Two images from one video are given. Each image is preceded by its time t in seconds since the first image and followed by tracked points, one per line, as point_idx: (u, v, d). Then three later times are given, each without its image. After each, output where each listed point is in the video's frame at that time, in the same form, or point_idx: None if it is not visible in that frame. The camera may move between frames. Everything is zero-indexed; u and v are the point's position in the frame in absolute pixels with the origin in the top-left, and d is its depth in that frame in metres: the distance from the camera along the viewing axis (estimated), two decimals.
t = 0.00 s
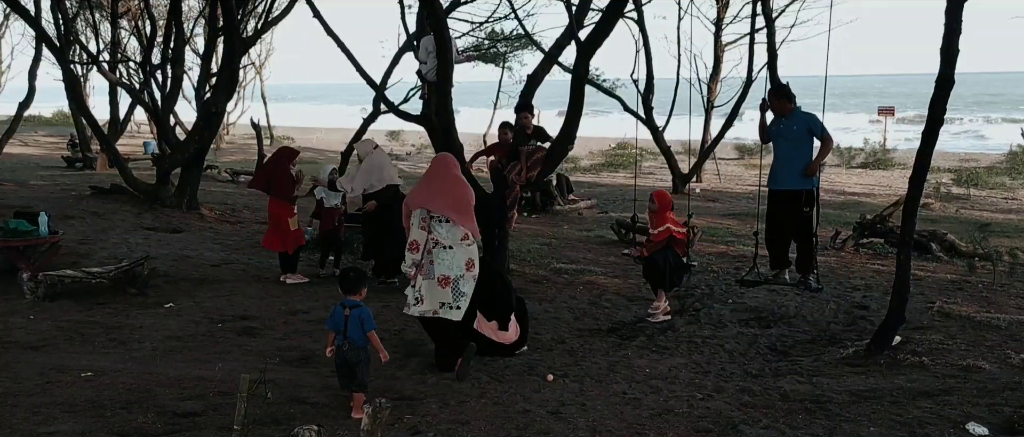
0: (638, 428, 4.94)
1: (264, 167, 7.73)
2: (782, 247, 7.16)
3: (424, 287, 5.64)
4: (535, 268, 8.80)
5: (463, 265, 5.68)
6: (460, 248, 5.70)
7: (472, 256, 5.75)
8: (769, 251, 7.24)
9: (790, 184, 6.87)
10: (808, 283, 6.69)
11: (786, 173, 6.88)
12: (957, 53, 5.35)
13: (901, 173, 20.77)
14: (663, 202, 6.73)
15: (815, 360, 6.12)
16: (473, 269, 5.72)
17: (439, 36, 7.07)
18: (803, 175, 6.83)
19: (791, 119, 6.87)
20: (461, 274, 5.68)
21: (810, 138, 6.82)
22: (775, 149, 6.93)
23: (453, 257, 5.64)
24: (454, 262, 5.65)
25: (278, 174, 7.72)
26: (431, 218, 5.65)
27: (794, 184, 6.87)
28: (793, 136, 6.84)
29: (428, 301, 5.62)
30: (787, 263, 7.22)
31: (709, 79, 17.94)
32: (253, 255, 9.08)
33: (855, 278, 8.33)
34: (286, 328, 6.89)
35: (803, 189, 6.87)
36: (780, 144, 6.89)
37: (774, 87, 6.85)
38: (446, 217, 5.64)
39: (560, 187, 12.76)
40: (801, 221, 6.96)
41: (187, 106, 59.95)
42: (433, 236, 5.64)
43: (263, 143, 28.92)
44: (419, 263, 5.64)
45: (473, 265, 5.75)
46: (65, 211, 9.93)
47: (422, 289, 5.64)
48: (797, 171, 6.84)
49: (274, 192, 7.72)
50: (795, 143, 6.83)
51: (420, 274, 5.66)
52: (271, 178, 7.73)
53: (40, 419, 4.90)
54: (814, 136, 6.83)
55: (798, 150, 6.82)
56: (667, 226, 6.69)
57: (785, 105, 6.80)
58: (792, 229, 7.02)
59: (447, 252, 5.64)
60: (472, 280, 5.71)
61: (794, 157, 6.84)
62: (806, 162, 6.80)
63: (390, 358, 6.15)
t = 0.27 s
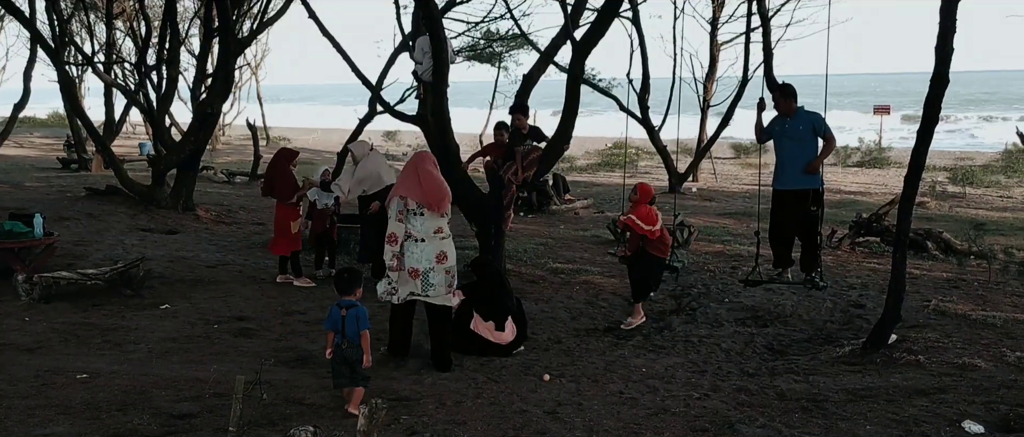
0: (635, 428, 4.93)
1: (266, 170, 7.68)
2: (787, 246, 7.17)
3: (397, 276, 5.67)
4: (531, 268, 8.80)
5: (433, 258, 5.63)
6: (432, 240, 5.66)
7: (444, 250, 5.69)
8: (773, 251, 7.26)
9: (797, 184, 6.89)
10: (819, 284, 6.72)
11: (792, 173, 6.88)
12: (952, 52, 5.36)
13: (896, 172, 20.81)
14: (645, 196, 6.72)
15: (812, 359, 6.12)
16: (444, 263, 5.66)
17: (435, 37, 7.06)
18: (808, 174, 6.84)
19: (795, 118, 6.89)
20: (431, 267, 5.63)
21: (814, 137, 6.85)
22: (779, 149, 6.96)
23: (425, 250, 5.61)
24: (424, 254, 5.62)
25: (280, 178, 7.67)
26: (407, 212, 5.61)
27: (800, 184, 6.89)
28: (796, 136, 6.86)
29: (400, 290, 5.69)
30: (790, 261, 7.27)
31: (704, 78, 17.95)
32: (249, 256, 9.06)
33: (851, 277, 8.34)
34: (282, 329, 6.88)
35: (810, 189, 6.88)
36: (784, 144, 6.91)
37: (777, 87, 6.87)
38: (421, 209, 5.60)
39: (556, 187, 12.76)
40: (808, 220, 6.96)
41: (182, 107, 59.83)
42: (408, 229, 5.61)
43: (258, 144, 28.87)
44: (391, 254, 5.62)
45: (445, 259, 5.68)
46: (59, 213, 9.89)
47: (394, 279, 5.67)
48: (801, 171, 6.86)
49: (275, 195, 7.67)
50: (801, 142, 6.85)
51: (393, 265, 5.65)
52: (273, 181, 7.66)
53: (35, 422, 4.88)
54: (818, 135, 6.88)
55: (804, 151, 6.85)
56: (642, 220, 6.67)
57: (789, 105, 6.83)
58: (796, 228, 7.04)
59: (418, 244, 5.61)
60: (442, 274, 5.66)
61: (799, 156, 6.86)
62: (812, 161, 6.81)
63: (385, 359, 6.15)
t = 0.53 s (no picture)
0: (629, 428, 4.94)
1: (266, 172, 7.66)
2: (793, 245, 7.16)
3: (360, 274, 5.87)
4: (526, 268, 8.80)
5: (395, 259, 5.87)
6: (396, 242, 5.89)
7: (409, 253, 5.92)
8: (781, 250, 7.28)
9: (802, 183, 6.87)
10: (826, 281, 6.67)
11: (796, 172, 6.89)
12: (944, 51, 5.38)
13: (889, 171, 20.87)
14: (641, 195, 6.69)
15: (805, 357, 6.13)
16: (406, 264, 5.88)
17: (428, 36, 7.05)
18: (811, 174, 6.84)
19: (797, 118, 6.91)
20: (393, 267, 5.86)
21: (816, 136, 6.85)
22: (781, 150, 6.97)
23: (387, 250, 5.85)
24: (386, 254, 5.86)
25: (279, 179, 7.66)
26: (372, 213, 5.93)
27: (804, 183, 6.88)
28: (797, 136, 6.87)
29: (364, 288, 5.86)
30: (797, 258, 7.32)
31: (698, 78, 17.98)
32: (243, 257, 9.05)
33: (844, 275, 8.35)
34: (276, 330, 6.87)
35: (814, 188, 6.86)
36: (785, 144, 6.93)
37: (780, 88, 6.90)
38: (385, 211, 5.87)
39: (550, 187, 12.77)
40: (814, 217, 6.92)
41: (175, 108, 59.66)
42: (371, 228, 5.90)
43: (252, 144, 28.83)
44: (353, 250, 5.92)
45: (409, 261, 5.91)
46: (52, 215, 9.86)
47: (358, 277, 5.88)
48: (804, 170, 6.86)
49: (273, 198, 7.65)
50: (803, 142, 6.85)
51: (357, 261, 5.95)
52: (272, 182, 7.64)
53: (28, 424, 4.86)
54: (821, 134, 6.89)
55: (807, 150, 6.84)
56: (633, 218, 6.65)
57: (790, 105, 6.86)
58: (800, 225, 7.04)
59: (380, 244, 5.86)
60: (403, 274, 5.88)
61: (802, 156, 6.86)
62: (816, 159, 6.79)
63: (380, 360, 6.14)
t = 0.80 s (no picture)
0: (623, 427, 4.94)
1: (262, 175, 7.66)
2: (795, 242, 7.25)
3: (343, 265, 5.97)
4: (519, 268, 8.80)
5: (374, 251, 5.89)
6: (376, 234, 5.92)
7: (388, 246, 5.92)
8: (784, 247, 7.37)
9: (804, 182, 6.93)
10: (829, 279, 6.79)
11: (797, 172, 6.94)
12: (936, 50, 5.39)
13: (882, 170, 20.94)
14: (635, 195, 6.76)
15: (798, 356, 6.15)
16: (383, 257, 5.88)
17: (421, 35, 7.05)
18: (812, 173, 6.88)
19: (795, 118, 6.90)
20: (370, 259, 5.88)
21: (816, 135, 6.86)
22: (781, 149, 6.98)
23: (365, 241, 5.89)
24: (365, 246, 5.90)
25: (280, 180, 7.68)
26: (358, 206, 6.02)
27: (804, 182, 6.94)
28: (796, 136, 6.88)
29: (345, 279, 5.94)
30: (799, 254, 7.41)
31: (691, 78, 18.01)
32: (236, 258, 9.03)
33: (837, 274, 8.37)
34: (269, 330, 6.86)
35: (815, 186, 6.93)
36: (784, 144, 6.94)
37: (778, 87, 6.86)
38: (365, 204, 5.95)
39: (544, 187, 12.77)
40: (816, 215, 7.00)
41: (169, 109, 59.51)
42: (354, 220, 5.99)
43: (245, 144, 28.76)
44: (338, 240, 6.05)
45: (387, 254, 5.90)
46: (44, 216, 9.83)
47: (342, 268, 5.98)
48: (805, 169, 6.90)
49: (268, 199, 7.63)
50: (803, 142, 6.85)
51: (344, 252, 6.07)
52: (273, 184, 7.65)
53: (20, 426, 4.84)
54: (821, 133, 6.88)
55: (806, 149, 6.85)
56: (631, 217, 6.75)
57: (788, 105, 6.84)
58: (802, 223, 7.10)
59: (361, 235, 5.93)
60: (380, 268, 5.87)
61: (802, 156, 6.88)
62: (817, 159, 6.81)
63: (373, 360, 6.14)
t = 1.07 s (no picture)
0: (613, 426, 4.95)
1: (271, 175, 7.61)
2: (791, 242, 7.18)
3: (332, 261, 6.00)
4: (511, 268, 8.80)
5: (361, 249, 5.89)
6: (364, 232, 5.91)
7: (375, 244, 5.91)
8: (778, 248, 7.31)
9: (799, 181, 6.92)
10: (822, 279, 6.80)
11: (791, 171, 6.93)
12: (925, 49, 5.41)
13: (873, 169, 21.02)
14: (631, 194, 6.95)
15: (789, 355, 6.16)
16: (369, 256, 5.88)
17: (410, 36, 7.07)
18: (807, 172, 6.87)
19: (790, 117, 6.95)
20: (357, 257, 5.89)
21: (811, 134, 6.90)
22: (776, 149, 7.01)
23: (352, 239, 5.90)
24: (353, 244, 5.91)
25: (290, 180, 7.63)
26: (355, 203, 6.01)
27: (800, 181, 6.92)
28: (790, 135, 6.93)
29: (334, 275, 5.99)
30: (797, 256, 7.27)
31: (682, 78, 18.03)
32: (227, 259, 9.01)
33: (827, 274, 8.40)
34: (260, 331, 6.84)
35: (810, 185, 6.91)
36: (779, 144, 6.98)
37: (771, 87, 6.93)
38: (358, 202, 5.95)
39: (535, 187, 12.77)
40: (810, 215, 6.96)
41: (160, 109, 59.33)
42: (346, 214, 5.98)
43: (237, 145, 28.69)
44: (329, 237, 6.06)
45: (373, 252, 5.90)
46: (33, 216, 9.79)
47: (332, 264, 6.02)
48: (799, 167, 6.89)
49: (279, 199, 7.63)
50: (797, 140, 6.90)
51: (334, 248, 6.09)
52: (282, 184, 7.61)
53: (9, 428, 4.82)
54: (814, 132, 6.93)
55: (801, 148, 6.88)
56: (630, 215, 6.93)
57: (782, 103, 6.89)
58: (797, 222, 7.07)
59: (350, 233, 5.92)
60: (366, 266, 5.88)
61: (797, 155, 6.90)
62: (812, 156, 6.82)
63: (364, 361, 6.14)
